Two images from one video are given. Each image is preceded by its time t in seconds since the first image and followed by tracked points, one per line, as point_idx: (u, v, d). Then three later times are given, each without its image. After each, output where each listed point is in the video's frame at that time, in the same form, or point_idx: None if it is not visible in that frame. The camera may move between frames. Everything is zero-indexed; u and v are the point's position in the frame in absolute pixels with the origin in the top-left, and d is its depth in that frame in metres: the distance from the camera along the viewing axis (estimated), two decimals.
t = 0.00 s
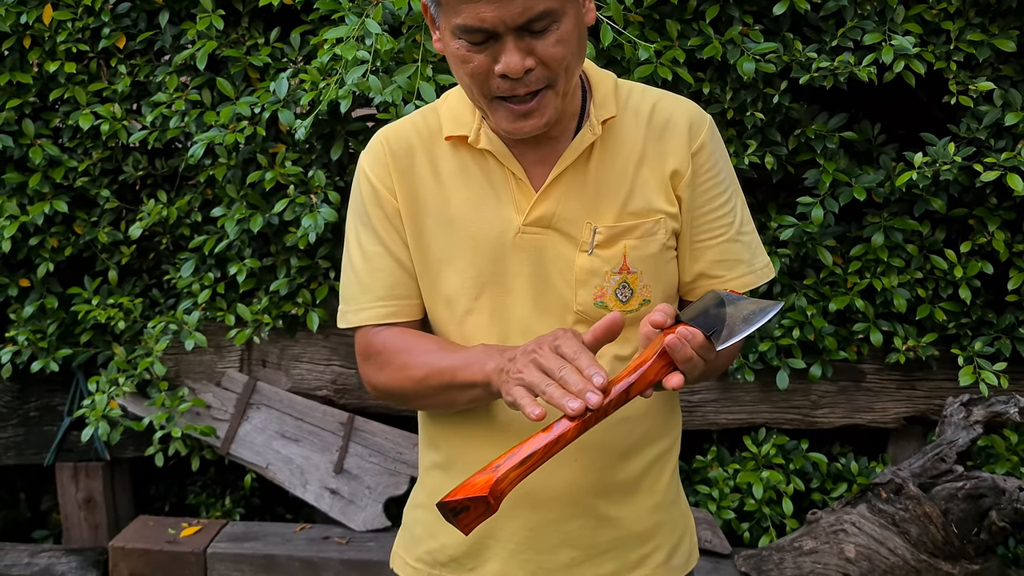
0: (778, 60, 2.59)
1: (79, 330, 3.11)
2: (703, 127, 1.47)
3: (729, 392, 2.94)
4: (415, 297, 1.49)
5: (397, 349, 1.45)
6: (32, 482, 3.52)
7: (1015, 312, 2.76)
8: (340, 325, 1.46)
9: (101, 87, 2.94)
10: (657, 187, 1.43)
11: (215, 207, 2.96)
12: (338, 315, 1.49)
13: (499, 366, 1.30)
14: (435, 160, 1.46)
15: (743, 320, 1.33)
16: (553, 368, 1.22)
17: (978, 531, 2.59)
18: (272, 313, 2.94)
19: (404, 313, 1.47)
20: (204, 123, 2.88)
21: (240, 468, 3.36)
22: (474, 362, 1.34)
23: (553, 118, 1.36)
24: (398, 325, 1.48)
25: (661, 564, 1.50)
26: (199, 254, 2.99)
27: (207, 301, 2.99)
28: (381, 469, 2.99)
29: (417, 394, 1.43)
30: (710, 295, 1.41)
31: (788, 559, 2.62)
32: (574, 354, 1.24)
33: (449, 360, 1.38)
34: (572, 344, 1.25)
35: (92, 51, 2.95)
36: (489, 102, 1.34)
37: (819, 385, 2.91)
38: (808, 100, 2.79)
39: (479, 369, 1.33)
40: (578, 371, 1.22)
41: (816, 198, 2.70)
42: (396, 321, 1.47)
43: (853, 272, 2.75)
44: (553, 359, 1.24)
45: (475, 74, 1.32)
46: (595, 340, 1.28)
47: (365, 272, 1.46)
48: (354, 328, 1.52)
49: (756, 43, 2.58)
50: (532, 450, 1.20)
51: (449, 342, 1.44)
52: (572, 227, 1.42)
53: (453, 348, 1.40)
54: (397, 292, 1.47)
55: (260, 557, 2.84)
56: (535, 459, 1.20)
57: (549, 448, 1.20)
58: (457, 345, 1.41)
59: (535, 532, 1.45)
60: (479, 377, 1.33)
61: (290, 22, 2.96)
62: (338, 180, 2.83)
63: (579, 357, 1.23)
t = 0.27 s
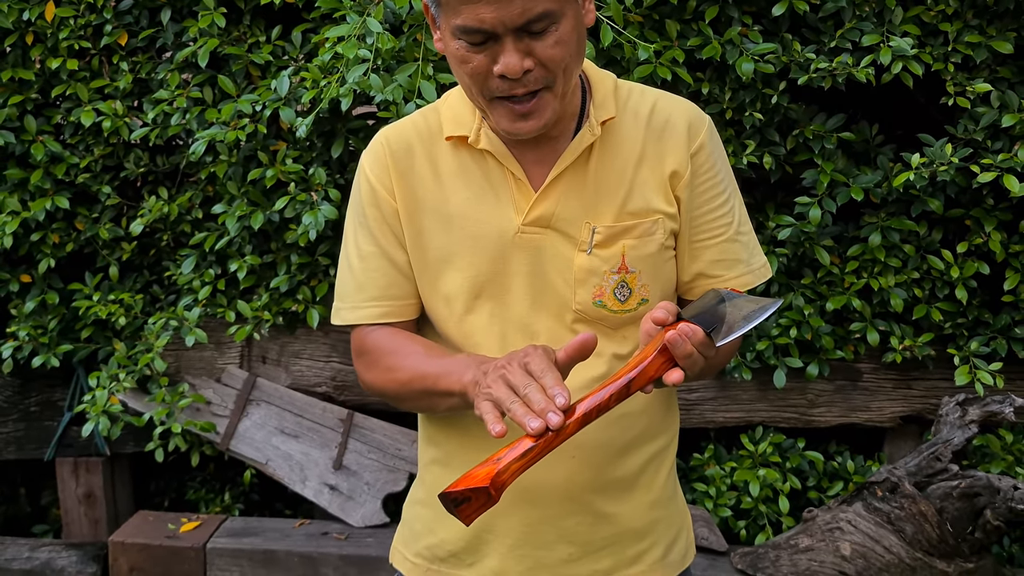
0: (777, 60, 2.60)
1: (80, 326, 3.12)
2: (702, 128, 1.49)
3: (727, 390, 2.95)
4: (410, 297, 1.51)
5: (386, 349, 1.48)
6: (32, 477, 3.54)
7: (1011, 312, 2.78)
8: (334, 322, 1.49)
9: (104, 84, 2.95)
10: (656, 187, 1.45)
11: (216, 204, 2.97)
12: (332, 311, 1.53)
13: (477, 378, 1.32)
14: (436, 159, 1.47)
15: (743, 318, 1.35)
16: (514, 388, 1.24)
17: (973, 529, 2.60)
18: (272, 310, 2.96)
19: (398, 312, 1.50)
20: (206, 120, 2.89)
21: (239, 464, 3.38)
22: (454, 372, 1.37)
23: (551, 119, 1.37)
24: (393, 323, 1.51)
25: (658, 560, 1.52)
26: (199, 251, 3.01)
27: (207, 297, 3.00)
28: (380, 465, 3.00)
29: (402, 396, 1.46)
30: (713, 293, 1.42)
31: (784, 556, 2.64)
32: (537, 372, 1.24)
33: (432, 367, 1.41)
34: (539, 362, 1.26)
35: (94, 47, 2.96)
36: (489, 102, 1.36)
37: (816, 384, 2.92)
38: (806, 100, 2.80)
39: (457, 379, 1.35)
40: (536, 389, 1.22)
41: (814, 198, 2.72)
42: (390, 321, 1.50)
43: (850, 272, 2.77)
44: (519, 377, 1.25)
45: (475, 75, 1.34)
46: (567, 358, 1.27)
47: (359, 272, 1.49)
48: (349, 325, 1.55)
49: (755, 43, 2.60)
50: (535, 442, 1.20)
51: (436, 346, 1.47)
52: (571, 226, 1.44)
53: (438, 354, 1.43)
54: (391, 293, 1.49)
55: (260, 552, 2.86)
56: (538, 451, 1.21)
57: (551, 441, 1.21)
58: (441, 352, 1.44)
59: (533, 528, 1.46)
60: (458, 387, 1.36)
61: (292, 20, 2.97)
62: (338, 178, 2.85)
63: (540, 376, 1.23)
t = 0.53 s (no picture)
0: (777, 62, 2.61)
1: (83, 325, 3.14)
2: (701, 129, 1.50)
3: (727, 390, 2.96)
4: (407, 299, 1.53)
5: (378, 352, 1.51)
6: (34, 476, 3.55)
7: (1010, 312, 2.78)
8: (329, 322, 1.52)
9: (106, 84, 2.96)
10: (656, 187, 1.46)
11: (218, 204, 2.98)
12: (329, 311, 1.55)
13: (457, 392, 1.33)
14: (436, 162, 1.48)
15: (745, 318, 1.36)
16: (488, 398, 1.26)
17: (972, 529, 2.61)
18: (274, 310, 2.97)
19: (395, 314, 1.52)
20: (208, 121, 2.90)
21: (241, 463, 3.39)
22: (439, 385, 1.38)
23: (549, 118, 1.37)
24: (391, 324, 1.53)
25: (658, 559, 1.53)
26: (201, 251, 3.02)
27: (209, 297, 3.01)
28: (381, 465, 3.01)
29: (391, 399, 1.49)
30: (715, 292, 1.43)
31: (783, 556, 2.64)
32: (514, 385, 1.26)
33: (418, 376, 1.42)
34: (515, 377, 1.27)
35: (97, 48, 2.98)
36: (488, 103, 1.37)
37: (815, 384, 2.93)
38: (806, 101, 2.81)
39: (441, 392, 1.37)
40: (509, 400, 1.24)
41: (813, 199, 2.73)
42: (387, 322, 1.52)
43: (850, 273, 2.78)
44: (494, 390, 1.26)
45: (475, 76, 1.35)
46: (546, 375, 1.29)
47: (357, 274, 1.51)
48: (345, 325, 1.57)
49: (755, 45, 2.61)
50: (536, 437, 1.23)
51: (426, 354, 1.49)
52: (571, 227, 1.45)
53: (426, 364, 1.44)
54: (387, 296, 1.51)
55: (261, 551, 2.87)
56: (539, 446, 1.23)
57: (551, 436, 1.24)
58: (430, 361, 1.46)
59: (534, 526, 1.47)
60: (440, 399, 1.37)
61: (294, 21, 2.98)
62: (340, 178, 2.86)
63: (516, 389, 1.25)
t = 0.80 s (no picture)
0: (772, 60, 2.62)
1: (78, 323, 3.13)
2: (695, 126, 1.51)
3: (721, 388, 2.97)
4: (399, 299, 1.54)
5: (362, 355, 1.52)
6: (30, 475, 3.55)
7: (1003, 310, 2.80)
8: (321, 320, 1.53)
9: (101, 82, 2.96)
10: (651, 185, 1.46)
11: (214, 202, 2.98)
12: (321, 309, 1.56)
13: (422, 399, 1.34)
14: (431, 161, 1.49)
15: (742, 315, 1.37)
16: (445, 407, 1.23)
17: (965, 525, 2.62)
18: (269, 308, 2.97)
19: (386, 313, 1.53)
20: (203, 119, 2.90)
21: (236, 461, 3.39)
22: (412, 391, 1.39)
23: (544, 115, 1.38)
24: (383, 322, 1.54)
25: (654, 555, 1.54)
26: (197, 249, 3.02)
27: (205, 295, 3.01)
28: (377, 462, 3.01)
29: (373, 401, 1.50)
30: (712, 289, 1.45)
31: (778, 552, 2.65)
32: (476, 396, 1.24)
33: (397, 379, 1.44)
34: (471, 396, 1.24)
35: (92, 46, 2.97)
36: (482, 99, 1.37)
37: (810, 382, 2.94)
38: (800, 100, 2.82)
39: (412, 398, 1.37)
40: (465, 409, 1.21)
41: (808, 197, 2.74)
42: (379, 320, 1.54)
43: (844, 270, 2.79)
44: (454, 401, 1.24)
45: (469, 71, 1.35)
46: (505, 398, 1.26)
47: (350, 273, 1.52)
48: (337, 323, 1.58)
49: (750, 43, 2.62)
50: (531, 429, 1.26)
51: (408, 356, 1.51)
52: (567, 224, 1.45)
53: (405, 368, 1.46)
54: (379, 295, 1.52)
55: (258, 549, 2.87)
56: (534, 437, 1.26)
57: (546, 429, 1.27)
58: (410, 365, 1.47)
59: (531, 523, 1.48)
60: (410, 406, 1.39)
61: (289, 19, 2.98)
62: (336, 176, 2.86)
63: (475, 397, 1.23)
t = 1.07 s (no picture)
0: (765, 59, 2.63)
1: (73, 323, 3.13)
2: (689, 125, 1.52)
3: (716, 385, 2.99)
4: (391, 299, 1.55)
5: (356, 335, 1.52)
6: (25, 474, 3.55)
7: (995, 308, 2.82)
8: (314, 320, 1.54)
9: (96, 81, 2.96)
10: (645, 184, 1.47)
11: (209, 201, 2.99)
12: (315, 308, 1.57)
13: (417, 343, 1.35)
14: (424, 162, 1.49)
15: (743, 316, 1.38)
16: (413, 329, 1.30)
17: (958, 522, 2.63)
18: (265, 307, 2.97)
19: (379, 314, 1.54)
20: (198, 118, 2.90)
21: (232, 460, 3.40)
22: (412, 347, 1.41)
23: (542, 114, 1.39)
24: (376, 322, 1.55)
25: (650, 552, 1.55)
26: (192, 248, 3.02)
27: (200, 294, 3.01)
28: (373, 461, 3.02)
29: (367, 380, 1.50)
30: (714, 289, 1.47)
31: (772, 549, 2.67)
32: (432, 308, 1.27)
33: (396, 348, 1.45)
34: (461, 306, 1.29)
35: (86, 45, 2.97)
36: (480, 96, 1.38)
37: (804, 379, 2.96)
38: (794, 99, 2.84)
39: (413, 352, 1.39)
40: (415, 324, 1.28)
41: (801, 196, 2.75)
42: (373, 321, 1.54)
43: (837, 268, 2.80)
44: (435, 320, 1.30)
45: (466, 67, 1.36)
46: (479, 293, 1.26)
47: (342, 273, 1.53)
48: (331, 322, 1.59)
49: (744, 42, 2.63)
50: (535, 424, 1.29)
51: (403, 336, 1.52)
52: (562, 224, 1.46)
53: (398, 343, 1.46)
54: (371, 296, 1.53)
55: (254, 547, 2.88)
56: (536, 433, 1.28)
57: (549, 425, 1.29)
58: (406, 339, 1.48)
59: (528, 521, 1.49)
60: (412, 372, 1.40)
61: (284, 18, 2.99)
62: (331, 175, 2.87)
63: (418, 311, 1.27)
